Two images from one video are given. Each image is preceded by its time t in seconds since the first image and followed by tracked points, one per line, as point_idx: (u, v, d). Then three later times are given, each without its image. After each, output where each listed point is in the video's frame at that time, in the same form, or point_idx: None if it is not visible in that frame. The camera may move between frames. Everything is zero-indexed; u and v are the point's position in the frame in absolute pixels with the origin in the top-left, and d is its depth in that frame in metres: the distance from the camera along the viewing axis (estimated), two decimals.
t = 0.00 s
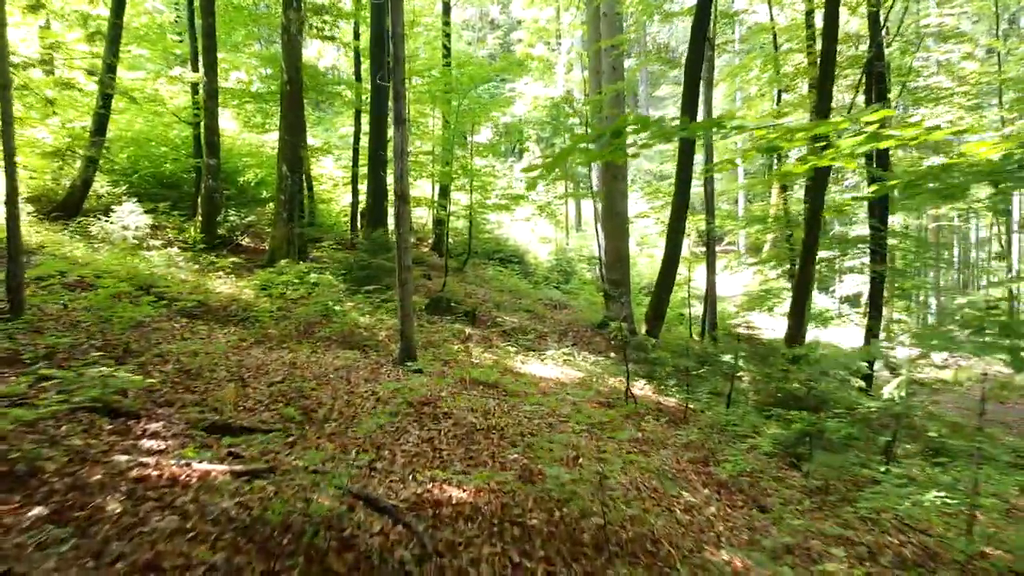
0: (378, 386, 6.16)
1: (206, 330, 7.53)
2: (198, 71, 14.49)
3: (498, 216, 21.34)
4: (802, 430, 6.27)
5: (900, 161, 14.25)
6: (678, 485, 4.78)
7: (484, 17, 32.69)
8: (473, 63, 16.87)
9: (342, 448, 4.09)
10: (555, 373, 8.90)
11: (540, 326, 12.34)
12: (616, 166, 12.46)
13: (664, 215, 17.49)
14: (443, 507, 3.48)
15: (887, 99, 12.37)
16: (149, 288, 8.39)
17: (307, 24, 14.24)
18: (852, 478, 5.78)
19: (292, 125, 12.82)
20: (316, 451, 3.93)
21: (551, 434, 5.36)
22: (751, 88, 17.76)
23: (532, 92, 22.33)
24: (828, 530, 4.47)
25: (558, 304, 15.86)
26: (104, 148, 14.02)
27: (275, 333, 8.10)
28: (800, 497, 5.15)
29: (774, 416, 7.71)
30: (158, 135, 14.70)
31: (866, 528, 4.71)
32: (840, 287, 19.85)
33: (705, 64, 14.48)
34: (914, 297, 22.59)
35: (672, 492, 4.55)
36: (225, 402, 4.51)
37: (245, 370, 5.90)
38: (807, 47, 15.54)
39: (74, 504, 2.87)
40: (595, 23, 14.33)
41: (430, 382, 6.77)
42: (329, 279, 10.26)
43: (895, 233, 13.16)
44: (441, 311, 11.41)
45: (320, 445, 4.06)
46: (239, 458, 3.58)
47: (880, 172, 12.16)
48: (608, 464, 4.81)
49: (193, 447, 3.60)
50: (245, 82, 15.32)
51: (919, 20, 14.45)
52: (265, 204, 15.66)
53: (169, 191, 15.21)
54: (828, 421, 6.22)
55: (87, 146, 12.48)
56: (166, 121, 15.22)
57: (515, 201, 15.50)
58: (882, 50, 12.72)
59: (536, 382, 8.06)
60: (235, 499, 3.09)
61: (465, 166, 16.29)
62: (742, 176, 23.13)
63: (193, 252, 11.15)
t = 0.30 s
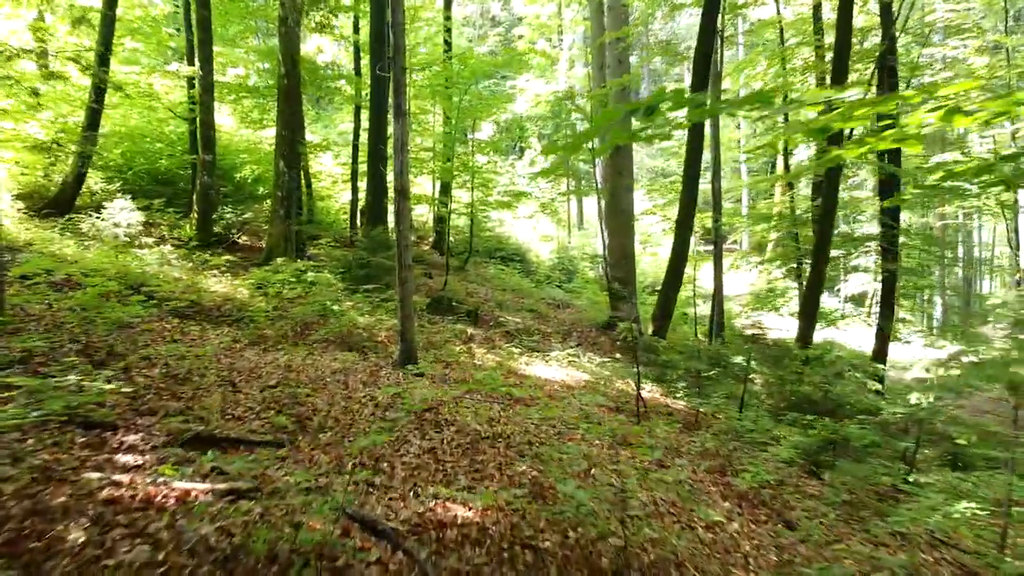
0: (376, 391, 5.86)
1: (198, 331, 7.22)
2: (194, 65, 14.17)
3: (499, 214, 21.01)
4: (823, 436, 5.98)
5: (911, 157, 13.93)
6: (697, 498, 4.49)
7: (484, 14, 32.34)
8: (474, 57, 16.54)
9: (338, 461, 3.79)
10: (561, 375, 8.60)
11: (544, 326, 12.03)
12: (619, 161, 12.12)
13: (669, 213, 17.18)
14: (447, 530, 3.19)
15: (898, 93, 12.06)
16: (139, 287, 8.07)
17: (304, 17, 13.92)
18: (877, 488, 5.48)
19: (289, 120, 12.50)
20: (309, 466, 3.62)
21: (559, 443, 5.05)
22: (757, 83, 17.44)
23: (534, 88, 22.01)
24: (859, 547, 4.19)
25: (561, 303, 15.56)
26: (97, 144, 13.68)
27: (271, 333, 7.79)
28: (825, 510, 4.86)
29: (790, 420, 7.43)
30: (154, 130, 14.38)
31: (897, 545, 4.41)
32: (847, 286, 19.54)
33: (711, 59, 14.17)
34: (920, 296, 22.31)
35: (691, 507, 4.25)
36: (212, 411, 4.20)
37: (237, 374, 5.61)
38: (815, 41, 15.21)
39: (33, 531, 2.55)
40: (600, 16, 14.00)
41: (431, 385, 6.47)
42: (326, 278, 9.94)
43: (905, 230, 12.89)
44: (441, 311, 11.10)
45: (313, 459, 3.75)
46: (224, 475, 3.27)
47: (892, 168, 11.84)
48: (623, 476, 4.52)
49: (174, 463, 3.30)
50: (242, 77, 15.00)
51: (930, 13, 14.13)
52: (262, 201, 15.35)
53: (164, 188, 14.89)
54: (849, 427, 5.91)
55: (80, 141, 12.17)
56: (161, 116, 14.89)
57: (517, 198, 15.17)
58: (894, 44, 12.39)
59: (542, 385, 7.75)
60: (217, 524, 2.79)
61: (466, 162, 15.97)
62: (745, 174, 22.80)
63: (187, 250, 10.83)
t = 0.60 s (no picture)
0: (373, 397, 5.55)
1: (189, 332, 6.90)
2: (189, 59, 13.82)
3: (501, 212, 20.68)
4: (847, 445, 5.68)
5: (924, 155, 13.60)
6: (720, 515, 4.17)
7: (486, 11, 31.98)
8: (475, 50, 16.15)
9: (332, 479, 3.47)
10: (567, 378, 8.29)
11: (548, 327, 11.70)
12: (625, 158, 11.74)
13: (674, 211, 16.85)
14: (453, 558, 2.88)
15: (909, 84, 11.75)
16: (128, 287, 7.75)
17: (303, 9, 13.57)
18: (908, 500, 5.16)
19: (286, 114, 12.15)
20: (299, 486, 3.30)
21: (568, 454, 4.74)
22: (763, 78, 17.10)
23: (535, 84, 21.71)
24: (898, 569, 3.87)
25: (565, 303, 15.23)
26: (90, 139, 13.32)
27: (265, 335, 7.49)
28: (856, 526, 4.55)
29: (807, 426, 7.12)
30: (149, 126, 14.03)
31: (935, 566, 4.10)
32: (854, 286, 19.23)
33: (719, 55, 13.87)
34: (926, 295, 22.01)
35: (716, 525, 3.94)
36: (194, 422, 3.89)
37: (227, 380, 5.29)
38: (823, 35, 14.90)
39: None
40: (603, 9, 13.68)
41: (433, 390, 6.16)
42: (324, 277, 9.61)
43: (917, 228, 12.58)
44: (443, 311, 10.78)
45: (306, 476, 3.44)
46: (203, 498, 2.95)
47: (906, 163, 11.49)
48: (640, 491, 4.21)
49: (149, 484, 2.98)
50: (239, 71, 14.65)
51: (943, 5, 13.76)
52: (259, 198, 15.02)
53: (159, 184, 14.50)
54: (876, 435, 5.59)
55: (71, 136, 11.83)
56: (156, 111, 14.56)
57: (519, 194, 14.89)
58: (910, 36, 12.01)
59: (547, 389, 7.45)
60: (192, 558, 2.46)
61: (469, 159, 15.53)
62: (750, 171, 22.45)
63: (180, 248, 10.49)
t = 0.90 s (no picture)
0: (372, 404, 5.24)
1: (178, 334, 6.59)
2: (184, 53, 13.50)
3: (503, 210, 20.38)
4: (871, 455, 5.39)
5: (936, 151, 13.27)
6: (743, 534, 3.89)
7: (487, 7, 31.60)
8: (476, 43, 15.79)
9: (324, 501, 3.20)
10: (573, 382, 7.99)
11: (551, 328, 11.39)
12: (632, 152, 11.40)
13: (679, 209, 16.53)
14: None
15: (918, 75, 11.33)
16: (116, 287, 7.44)
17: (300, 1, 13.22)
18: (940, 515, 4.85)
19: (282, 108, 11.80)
20: (287, 512, 3.02)
21: (579, 468, 4.43)
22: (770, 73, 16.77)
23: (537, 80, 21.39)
24: None
25: (568, 302, 14.92)
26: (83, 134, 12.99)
27: (259, 337, 7.18)
28: (887, 544, 4.27)
29: (824, 433, 6.81)
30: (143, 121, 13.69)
31: None
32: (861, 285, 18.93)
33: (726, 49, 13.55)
34: (933, 293, 21.69)
35: (743, 548, 3.63)
36: (175, 437, 3.59)
37: (216, 386, 4.99)
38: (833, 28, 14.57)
39: None
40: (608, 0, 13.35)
41: (434, 396, 5.85)
42: (320, 276, 9.29)
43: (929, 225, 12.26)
44: (443, 311, 10.47)
45: (295, 499, 3.16)
46: (179, 529, 2.67)
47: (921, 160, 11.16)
48: (658, 509, 3.92)
49: (120, 513, 2.71)
50: (236, 65, 14.32)
51: None
52: (256, 194, 14.70)
53: (154, 181, 14.18)
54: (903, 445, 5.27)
55: (62, 130, 11.50)
56: (151, 106, 14.23)
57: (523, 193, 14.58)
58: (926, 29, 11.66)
59: (553, 393, 7.14)
60: None
61: (471, 155, 15.20)
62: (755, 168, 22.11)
63: (172, 246, 10.17)
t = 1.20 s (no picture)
0: (367, 412, 4.92)
1: (163, 338, 6.29)
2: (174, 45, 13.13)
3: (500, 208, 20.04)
4: (897, 467, 5.09)
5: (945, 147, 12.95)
6: (769, 559, 3.59)
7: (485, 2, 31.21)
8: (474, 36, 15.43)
9: (311, 530, 3.01)
10: (576, 386, 7.67)
11: (552, 329, 11.08)
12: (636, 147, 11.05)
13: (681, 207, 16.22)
14: None
15: (929, 69, 11.00)
16: (98, 287, 7.12)
17: None
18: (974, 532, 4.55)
19: (274, 101, 11.43)
20: (269, 546, 2.84)
21: (592, 484, 4.10)
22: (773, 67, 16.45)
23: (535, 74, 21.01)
24: None
25: (568, 302, 14.61)
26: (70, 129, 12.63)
27: (247, 340, 6.87)
28: (923, 566, 3.97)
29: (841, 440, 6.50)
30: (132, 116, 13.32)
31: None
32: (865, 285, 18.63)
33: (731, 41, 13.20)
34: (936, 293, 21.38)
35: None
36: (148, 458, 3.36)
37: (198, 395, 4.68)
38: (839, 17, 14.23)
39: None
40: None
41: (432, 403, 5.55)
42: (314, 275, 8.96)
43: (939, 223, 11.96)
44: (440, 311, 10.15)
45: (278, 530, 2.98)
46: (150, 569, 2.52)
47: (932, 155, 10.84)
48: (680, 532, 3.62)
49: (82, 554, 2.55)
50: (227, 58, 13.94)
51: None
52: (248, 191, 14.36)
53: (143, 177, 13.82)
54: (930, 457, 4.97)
55: (46, 125, 11.14)
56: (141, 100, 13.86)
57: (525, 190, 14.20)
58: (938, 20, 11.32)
59: (558, 399, 6.82)
60: None
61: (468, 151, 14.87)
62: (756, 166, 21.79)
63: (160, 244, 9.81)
